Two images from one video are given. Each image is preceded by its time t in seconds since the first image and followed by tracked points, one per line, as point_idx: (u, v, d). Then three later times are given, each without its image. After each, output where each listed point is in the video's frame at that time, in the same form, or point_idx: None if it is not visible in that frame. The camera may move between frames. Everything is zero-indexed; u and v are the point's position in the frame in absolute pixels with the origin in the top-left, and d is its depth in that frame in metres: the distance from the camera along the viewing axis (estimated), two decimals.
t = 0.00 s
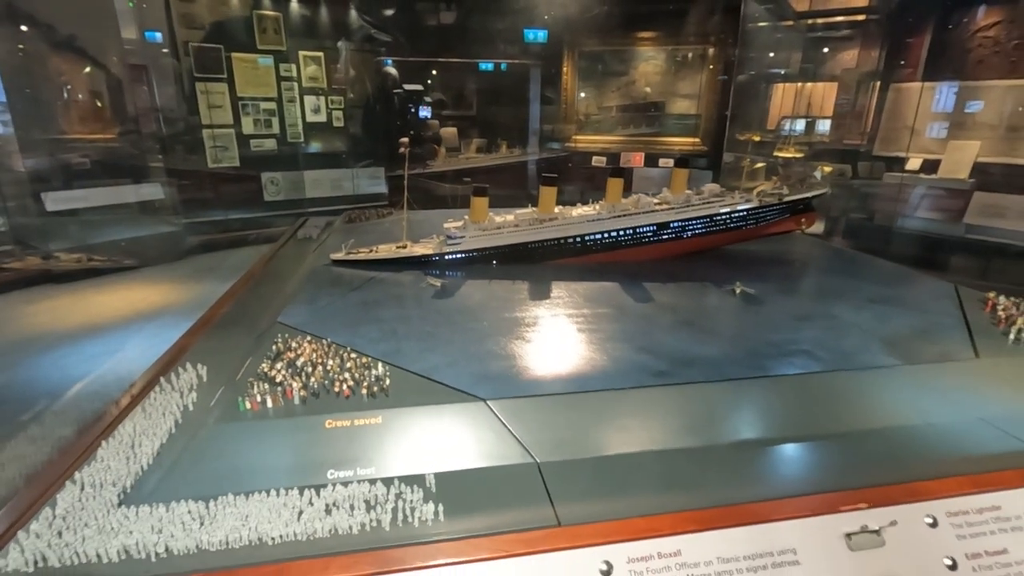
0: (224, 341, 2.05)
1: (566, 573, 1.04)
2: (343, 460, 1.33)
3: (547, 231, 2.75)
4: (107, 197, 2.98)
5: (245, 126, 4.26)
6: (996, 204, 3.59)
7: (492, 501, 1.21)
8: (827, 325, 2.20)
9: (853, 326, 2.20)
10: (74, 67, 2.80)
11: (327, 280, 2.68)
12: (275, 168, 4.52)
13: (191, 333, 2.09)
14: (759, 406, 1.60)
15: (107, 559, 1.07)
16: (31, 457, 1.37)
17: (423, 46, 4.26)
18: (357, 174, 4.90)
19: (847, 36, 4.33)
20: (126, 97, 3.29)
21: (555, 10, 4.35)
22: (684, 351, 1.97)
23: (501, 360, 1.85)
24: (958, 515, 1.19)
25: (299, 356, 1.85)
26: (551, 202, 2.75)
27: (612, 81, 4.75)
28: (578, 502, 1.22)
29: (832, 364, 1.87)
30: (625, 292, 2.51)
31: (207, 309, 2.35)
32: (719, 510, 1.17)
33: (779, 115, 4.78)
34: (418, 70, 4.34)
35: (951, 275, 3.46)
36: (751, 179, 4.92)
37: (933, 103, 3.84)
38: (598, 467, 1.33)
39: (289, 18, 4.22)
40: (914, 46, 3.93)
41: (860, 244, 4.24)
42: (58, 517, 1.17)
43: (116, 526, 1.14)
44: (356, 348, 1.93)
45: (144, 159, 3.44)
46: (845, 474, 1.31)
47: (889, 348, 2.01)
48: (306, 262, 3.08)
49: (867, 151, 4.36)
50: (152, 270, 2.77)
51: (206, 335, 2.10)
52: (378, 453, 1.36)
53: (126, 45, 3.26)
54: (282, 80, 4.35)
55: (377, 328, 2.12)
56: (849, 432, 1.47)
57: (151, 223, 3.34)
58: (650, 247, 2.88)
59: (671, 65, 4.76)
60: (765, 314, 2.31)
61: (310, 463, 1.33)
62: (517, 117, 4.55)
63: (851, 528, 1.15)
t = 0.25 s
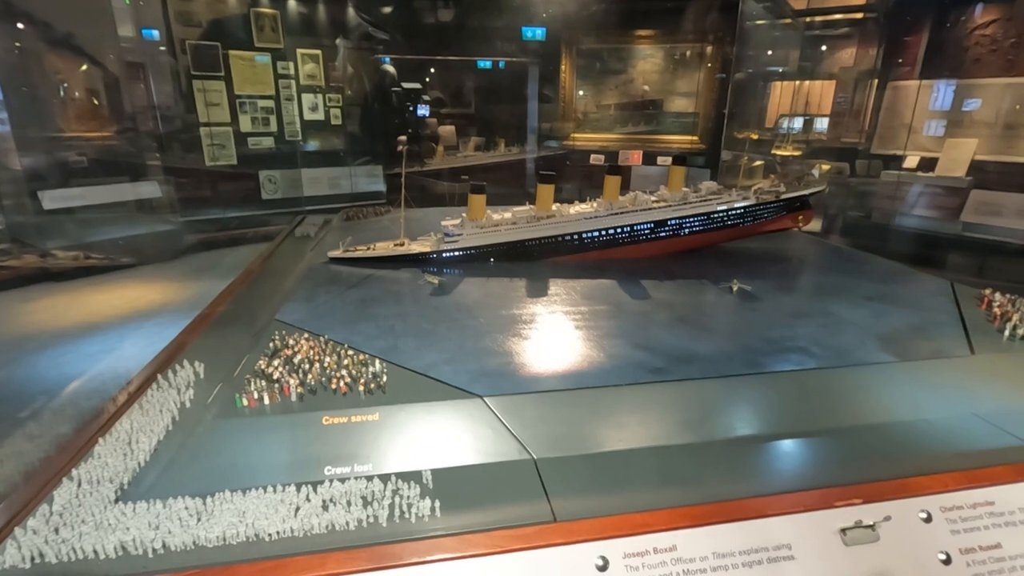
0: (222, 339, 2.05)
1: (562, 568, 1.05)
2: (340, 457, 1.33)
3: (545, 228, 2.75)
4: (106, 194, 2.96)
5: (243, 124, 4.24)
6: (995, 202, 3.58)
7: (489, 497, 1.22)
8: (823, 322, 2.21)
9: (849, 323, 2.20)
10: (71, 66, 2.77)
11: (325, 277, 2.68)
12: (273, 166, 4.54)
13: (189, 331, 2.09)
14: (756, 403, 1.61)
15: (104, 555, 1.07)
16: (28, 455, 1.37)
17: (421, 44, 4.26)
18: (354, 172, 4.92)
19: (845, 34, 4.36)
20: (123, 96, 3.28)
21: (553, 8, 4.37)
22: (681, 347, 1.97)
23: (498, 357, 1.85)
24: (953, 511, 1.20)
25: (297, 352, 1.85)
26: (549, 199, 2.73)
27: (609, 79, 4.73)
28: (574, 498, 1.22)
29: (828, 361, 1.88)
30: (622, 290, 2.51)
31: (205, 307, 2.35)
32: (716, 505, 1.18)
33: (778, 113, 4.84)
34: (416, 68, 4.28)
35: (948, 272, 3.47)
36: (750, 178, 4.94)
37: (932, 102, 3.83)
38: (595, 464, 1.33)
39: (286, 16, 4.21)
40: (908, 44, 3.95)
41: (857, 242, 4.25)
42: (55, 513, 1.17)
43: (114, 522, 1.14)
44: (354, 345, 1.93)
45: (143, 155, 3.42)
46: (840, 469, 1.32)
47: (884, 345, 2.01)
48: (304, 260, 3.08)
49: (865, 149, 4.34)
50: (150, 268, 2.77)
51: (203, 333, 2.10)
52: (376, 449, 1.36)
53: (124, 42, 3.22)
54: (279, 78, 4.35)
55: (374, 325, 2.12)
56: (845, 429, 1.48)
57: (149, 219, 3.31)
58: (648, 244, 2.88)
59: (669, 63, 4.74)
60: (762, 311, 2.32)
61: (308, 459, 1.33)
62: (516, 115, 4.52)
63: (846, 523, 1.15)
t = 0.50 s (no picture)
0: (220, 337, 2.05)
1: (560, 566, 1.05)
2: (338, 455, 1.33)
3: (543, 226, 2.75)
4: (104, 191, 2.93)
5: (242, 122, 4.23)
6: (993, 198, 3.60)
7: (487, 495, 1.22)
8: (822, 320, 2.21)
9: (848, 321, 2.20)
10: (68, 64, 2.74)
11: (323, 276, 2.68)
12: (273, 164, 4.55)
13: (186, 330, 2.09)
14: (754, 401, 1.61)
15: (100, 554, 1.07)
16: (24, 454, 1.36)
17: (421, 42, 4.26)
18: (353, 169, 4.90)
19: (844, 32, 4.36)
20: (120, 94, 3.23)
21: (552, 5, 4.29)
22: (679, 345, 1.97)
23: (496, 355, 1.85)
24: (951, 509, 1.20)
25: (294, 351, 1.84)
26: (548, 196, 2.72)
27: (608, 77, 4.69)
28: (572, 496, 1.22)
29: (827, 359, 1.87)
30: (620, 288, 2.51)
31: (202, 306, 2.34)
32: (715, 503, 1.17)
33: (778, 110, 4.86)
34: (415, 66, 4.32)
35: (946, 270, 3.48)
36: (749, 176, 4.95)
37: (931, 100, 3.83)
38: (593, 462, 1.33)
39: (285, 14, 4.16)
40: (908, 42, 3.94)
41: (856, 240, 4.25)
42: (51, 512, 1.17)
43: (110, 521, 1.14)
44: (351, 343, 1.93)
45: (141, 153, 3.37)
46: (839, 466, 1.32)
47: (883, 342, 2.01)
48: (302, 258, 3.08)
49: (863, 147, 4.36)
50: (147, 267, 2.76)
51: (201, 332, 2.10)
52: (373, 447, 1.36)
53: (121, 39, 3.19)
54: (278, 76, 4.33)
55: (372, 323, 2.11)
56: (844, 427, 1.48)
57: (146, 216, 3.25)
58: (647, 242, 2.87)
59: (668, 60, 4.71)
60: (760, 308, 2.32)
61: (306, 458, 1.33)
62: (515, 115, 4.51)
63: (844, 521, 1.15)
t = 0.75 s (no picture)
0: (214, 334, 2.04)
1: (553, 563, 1.04)
2: (331, 452, 1.32)
3: (540, 223, 2.75)
4: (100, 189, 2.92)
5: (238, 119, 4.22)
6: (992, 196, 3.56)
7: (481, 492, 1.21)
8: (819, 317, 2.20)
9: (845, 317, 2.20)
10: (63, 60, 2.68)
11: (319, 272, 2.67)
12: (269, 162, 4.52)
13: (180, 327, 2.08)
14: (750, 397, 1.60)
15: (90, 552, 1.06)
16: (15, 452, 1.35)
17: (418, 39, 4.23)
18: (351, 167, 4.92)
19: (843, 29, 4.38)
20: (116, 90, 3.18)
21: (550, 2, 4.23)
22: (675, 341, 1.97)
23: (492, 352, 1.85)
24: (946, 504, 1.20)
25: (289, 347, 1.84)
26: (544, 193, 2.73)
27: (608, 74, 4.61)
28: (567, 492, 1.21)
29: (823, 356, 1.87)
30: (617, 284, 2.51)
31: (197, 304, 2.34)
32: (710, 499, 1.17)
33: (776, 108, 4.87)
34: (413, 63, 4.29)
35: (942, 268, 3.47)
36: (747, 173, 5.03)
37: (928, 97, 3.84)
38: (589, 458, 1.33)
39: (282, 10, 4.16)
40: (907, 39, 3.97)
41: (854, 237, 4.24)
42: (41, 509, 1.17)
43: (101, 518, 1.13)
44: (346, 340, 1.92)
45: (137, 150, 3.33)
46: (834, 462, 1.32)
47: (879, 339, 2.01)
48: (298, 254, 3.07)
49: (862, 144, 4.39)
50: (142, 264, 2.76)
51: (195, 329, 2.09)
52: (367, 444, 1.36)
53: (116, 35, 3.16)
54: (275, 73, 4.30)
55: (368, 320, 2.10)
56: (839, 423, 1.48)
57: (142, 214, 3.23)
58: (644, 239, 2.87)
59: (666, 58, 4.67)
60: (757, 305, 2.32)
61: (299, 455, 1.33)
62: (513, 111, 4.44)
63: (839, 517, 1.15)
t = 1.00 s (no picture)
0: (210, 332, 2.03)
1: (549, 561, 1.04)
2: (326, 450, 1.32)
3: (538, 220, 2.74)
4: (93, 188, 2.87)
5: (236, 117, 4.22)
6: (987, 194, 3.54)
7: (476, 489, 1.21)
8: (817, 314, 2.20)
9: (843, 315, 2.19)
10: (60, 57, 2.63)
11: (316, 270, 2.66)
12: (267, 160, 4.50)
13: (175, 325, 2.07)
14: (748, 394, 1.60)
15: (82, 550, 1.05)
16: (8, 452, 1.34)
17: (416, 36, 4.17)
18: (350, 165, 5.00)
19: (843, 26, 4.35)
20: (113, 87, 3.09)
21: None
22: (672, 338, 1.97)
23: (488, 348, 1.84)
24: (945, 502, 1.19)
25: (284, 345, 1.83)
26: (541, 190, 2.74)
27: (607, 71, 4.62)
28: (563, 490, 1.21)
29: (821, 353, 1.87)
30: (613, 281, 2.50)
31: (192, 301, 2.33)
32: (708, 497, 1.17)
33: (774, 106, 4.86)
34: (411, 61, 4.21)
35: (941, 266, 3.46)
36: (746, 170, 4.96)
37: (928, 95, 3.84)
38: (586, 456, 1.32)
39: (280, 7, 4.12)
40: (905, 37, 3.97)
41: (853, 234, 4.23)
42: (33, 507, 1.16)
43: (93, 516, 1.13)
44: (341, 337, 1.92)
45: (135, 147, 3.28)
46: (832, 459, 1.32)
47: (877, 336, 2.01)
48: (294, 252, 3.06)
49: (861, 141, 4.39)
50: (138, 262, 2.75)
51: (191, 326, 2.08)
52: (362, 442, 1.35)
53: (114, 32, 3.08)
54: (273, 71, 4.31)
55: (365, 318, 2.09)
56: (837, 420, 1.47)
57: (139, 212, 3.19)
58: (642, 236, 2.86)
59: (665, 56, 4.70)
60: (754, 302, 2.31)
61: (293, 452, 1.32)
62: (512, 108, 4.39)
63: (837, 514, 1.15)
